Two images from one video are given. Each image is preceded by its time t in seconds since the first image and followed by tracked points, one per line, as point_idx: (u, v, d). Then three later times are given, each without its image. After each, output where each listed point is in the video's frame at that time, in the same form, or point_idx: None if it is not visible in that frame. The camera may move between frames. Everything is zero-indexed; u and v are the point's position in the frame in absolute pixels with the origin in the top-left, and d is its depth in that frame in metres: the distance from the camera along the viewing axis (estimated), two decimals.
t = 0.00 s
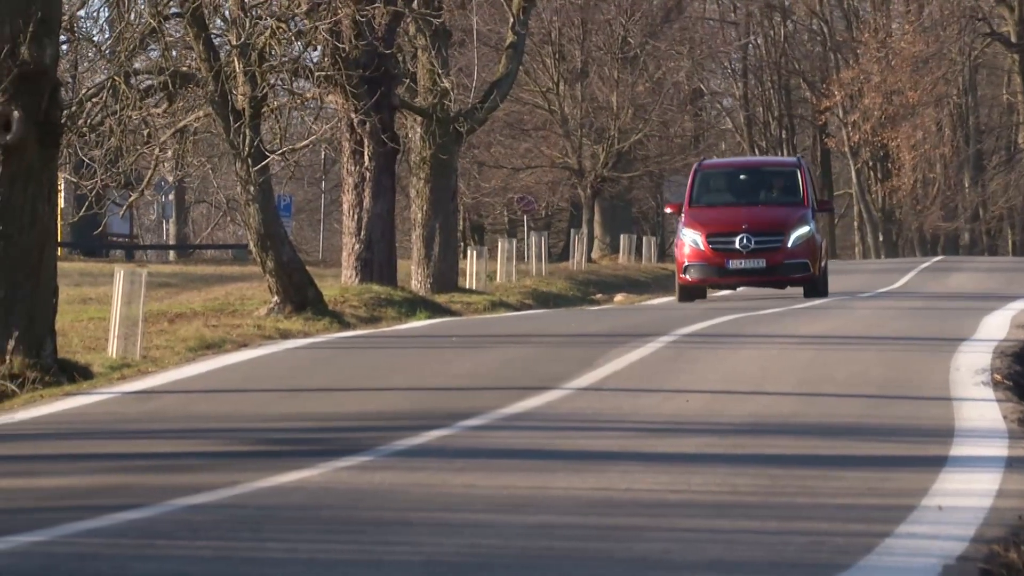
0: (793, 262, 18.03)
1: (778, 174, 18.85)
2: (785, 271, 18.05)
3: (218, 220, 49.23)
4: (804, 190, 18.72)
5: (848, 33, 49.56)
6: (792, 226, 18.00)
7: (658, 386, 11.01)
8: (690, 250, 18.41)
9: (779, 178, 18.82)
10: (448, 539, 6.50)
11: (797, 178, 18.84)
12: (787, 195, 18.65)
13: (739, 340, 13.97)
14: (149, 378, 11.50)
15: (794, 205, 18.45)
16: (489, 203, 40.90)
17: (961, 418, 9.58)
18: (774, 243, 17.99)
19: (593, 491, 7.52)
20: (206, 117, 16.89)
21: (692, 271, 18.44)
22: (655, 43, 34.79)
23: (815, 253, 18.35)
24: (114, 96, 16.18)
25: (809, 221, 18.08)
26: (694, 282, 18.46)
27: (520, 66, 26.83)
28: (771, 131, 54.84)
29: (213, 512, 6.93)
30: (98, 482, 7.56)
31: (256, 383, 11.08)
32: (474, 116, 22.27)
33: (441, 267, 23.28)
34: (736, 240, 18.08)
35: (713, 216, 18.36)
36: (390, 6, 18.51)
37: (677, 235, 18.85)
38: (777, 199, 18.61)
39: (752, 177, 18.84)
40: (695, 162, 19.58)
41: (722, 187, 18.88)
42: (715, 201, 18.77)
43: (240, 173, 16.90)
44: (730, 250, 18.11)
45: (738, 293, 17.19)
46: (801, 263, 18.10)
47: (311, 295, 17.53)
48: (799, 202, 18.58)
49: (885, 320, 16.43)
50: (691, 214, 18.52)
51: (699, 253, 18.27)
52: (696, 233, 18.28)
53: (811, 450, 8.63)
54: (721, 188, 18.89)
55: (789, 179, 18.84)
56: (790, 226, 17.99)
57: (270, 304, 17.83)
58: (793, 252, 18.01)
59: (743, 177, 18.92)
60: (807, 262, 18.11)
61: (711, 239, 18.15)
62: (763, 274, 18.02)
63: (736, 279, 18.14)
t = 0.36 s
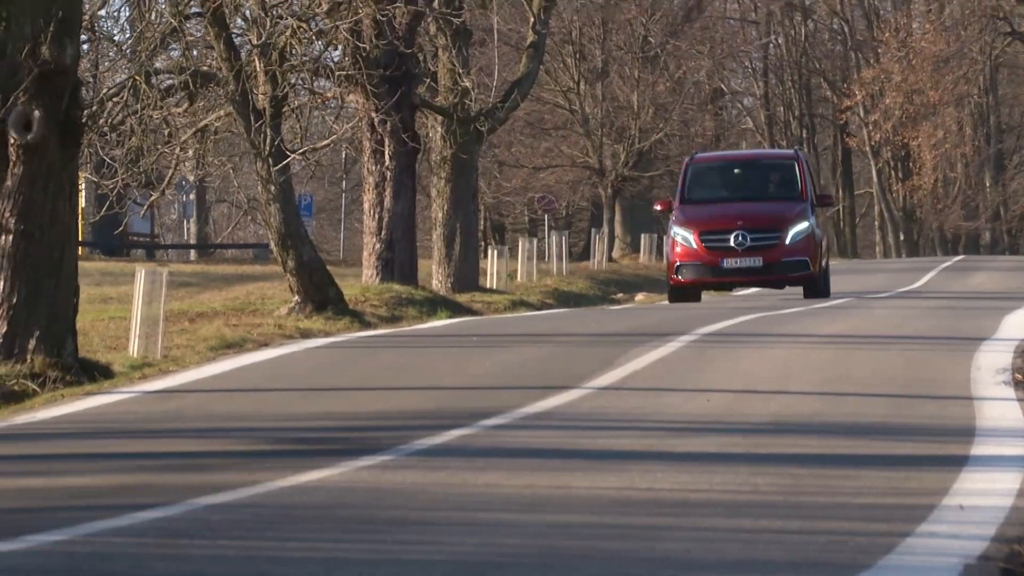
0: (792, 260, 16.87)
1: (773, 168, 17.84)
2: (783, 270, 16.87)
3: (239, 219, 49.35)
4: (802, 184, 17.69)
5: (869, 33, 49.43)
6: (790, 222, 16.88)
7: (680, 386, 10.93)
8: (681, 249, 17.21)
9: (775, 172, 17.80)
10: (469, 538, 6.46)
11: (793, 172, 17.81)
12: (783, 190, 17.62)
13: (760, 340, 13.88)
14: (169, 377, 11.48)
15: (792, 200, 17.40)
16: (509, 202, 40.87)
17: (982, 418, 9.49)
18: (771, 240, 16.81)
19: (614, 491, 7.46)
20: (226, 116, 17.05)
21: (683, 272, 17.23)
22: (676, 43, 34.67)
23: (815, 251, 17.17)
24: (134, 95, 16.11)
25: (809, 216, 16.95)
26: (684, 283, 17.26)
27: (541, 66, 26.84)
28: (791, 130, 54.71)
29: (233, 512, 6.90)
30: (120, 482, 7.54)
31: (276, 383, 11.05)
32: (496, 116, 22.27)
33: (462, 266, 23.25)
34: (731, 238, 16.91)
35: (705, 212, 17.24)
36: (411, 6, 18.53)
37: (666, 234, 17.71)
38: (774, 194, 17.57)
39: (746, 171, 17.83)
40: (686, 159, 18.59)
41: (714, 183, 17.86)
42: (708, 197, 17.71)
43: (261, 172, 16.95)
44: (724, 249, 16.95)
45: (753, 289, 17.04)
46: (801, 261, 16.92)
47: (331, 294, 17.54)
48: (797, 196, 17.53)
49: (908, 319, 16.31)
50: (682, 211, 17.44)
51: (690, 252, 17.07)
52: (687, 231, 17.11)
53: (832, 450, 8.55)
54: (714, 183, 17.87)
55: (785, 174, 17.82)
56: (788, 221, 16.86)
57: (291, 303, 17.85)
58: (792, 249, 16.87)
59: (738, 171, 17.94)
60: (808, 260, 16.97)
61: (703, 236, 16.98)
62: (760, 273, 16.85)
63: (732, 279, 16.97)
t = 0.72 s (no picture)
0: (795, 261, 17.10)
1: (777, 161, 17.99)
2: (785, 271, 17.11)
3: (266, 219, 49.41)
4: (806, 178, 17.87)
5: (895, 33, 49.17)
6: (792, 221, 17.11)
7: (707, 386, 10.87)
8: (679, 249, 17.38)
9: (778, 165, 17.95)
10: (496, 538, 6.42)
11: (797, 165, 17.97)
12: (787, 184, 17.80)
13: (787, 340, 13.79)
14: (197, 377, 11.49)
15: (794, 195, 17.60)
16: (536, 201, 40.82)
17: (1009, 418, 9.40)
18: (773, 240, 17.05)
19: (642, 491, 7.41)
20: (254, 117, 17.00)
21: (682, 272, 17.42)
22: (704, 43, 34.19)
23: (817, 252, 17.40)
24: (162, 95, 16.10)
25: (812, 216, 17.19)
26: (683, 283, 17.45)
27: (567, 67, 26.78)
28: (818, 129, 54.47)
29: (261, 512, 6.88)
30: (148, 482, 7.52)
31: (303, 383, 11.04)
32: (522, 116, 22.22)
33: (489, 266, 23.14)
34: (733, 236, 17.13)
35: (706, 208, 17.42)
36: (437, 6, 18.48)
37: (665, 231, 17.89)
38: (778, 188, 17.75)
39: (749, 165, 17.96)
40: (686, 150, 18.71)
41: (717, 176, 17.97)
42: (711, 191, 17.84)
43: (288, 172, 16.95)
44: (725, 248, 17.16)
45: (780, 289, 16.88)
46: (804, 261, 17.15)
47: (358, 294, 17.52)
48: (800, 191, 17.73)
49: (936, 319, 16.18)
50: (684, 207, 17.57)
51: (689, 252, 17.25)
52: (687, 230, 17.31)
53: (860, 449, 8.47)
54: (717, 176, 17.99)
55: (788, 167, 17.98)
56: (790, 220, 17.09)
57: (317, 303, 17.85)
58: (796, 249, 17.10)
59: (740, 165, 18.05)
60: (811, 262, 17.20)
61: (704, 235, 17.19)
62: (762, 274, 17.09)
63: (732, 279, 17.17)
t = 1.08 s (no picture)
0: (804, 261, 16.05)
1: (784, 156, 16.96)
2: (793, 272, 16.05)
3: (297, 217, 49.50)
4: (815, 173, 16.86)
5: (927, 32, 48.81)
6: (802, 218, 16.05)
7: (738, 386, 10.77)
8: (679, 248, 16.28)
9: (787, 160, 16.93)
10: (529, 537, 6.37)
11: (806, 160, 16.96)
12: (796, 180, 16.77)
13: (820, 339, 13.67)
14: (227, 377, 11.49)
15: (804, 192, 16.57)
16: (567, 199, 40.74)
17: None
18: (782, 239, 16.01)
19: (674, 490, 7.34)
20: (285, 115, 17.07)
21: (682, 273, 16.32)
22: (736, 41, 34.13)
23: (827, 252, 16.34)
24: (194, 95, 16.01)
25: (823, 213, 16.15)
26: (683, 284, 16.35)
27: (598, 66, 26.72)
28: (850, 128, 54.17)
29: (292, 511, 6.85)
30: (180, 481, 7.51)
31: (334, 382, 11.01)
32: (553, 116, 22.17)
33: (520, 265, 23.06)
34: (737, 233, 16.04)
35: (709, 204, 16.34)
36: (469, 5, 18.46)
37: (664, 228, 16.79)
38: (786, 184, 16.71)
39: (756, 159, 16.91)
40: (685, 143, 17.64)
41: (721, 170, 16.89)
42: (714, 186, 16.76)
43: (320, 171, 16.97)
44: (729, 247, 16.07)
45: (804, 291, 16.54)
46: (814, 261, 16.10)
47: (389, 293, 17.50)
48: (810, 187, 16.71)
49: (970, 318, 16.01)
50: (686, 203, 16.47)
51: (690, 250, 16.15)
52: (688, 227, 16.21)
53: (892, 449, 8.37)
54: (721, 170, 16.90)
55: (797, 162, 16.96)
56: (800, 217, 16.04)
57: (349, 303, 17.84)
58: (805, 249, 16.05)
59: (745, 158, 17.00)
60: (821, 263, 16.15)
61: (706, 233, 16.10)
62: (768, 275, 16.03)
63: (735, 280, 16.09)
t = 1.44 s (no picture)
0: (807, 261, 15.19)
1: (788, 146, 16.02)
2: (796, 273, 15.17)
3: (325, 217, 49.64)
4: (821, 166, 15.92)
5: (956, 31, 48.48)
6: (806, 216, 15.17)
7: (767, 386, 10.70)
8: (673, 245, 15.41)
9: (791, 151, 15.99)
10: (558, 536, 6.33)
11: (812, 151, 16.02)
12: (800, 172, 15.84)
13: (848, 339, 13.59)
14: (255, 377, 11.49)
15: (809, 186, 15.66)
16: (595, 199, 40.65)
17: None
18: (784, 236, 15.13)
19: (702, 490, 7.29)
20: (313, 116, 17.05)
21: (676, 272, 15.45)
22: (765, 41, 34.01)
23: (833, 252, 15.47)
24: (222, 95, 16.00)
25: (828, 210, 15.28)
26: (677, 283, 15.48)
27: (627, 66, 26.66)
28: (879, 128, 53.88)
29: (320, 510, 6.84)
30: (208, 481, 7.50)
31: (362, 382, 11.00)
32: (582, 116, 22.14)
33: (549, 265, 23.01)
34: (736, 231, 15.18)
35: (706, 198, 15.44)
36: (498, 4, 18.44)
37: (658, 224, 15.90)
38: (790, 177, 15.78)
39: (758, 150, 15.98)
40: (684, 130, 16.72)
41: (720, 161, 15.97)
42: (713, 179, 15.85)
43: (348, 171, 16.96)
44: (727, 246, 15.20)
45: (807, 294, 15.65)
46: (818, 261, 15.24)
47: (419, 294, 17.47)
48: (815, 180, 15.80)
49: (999, 318, 15.87)
50: (681, 196, 15.60)
51: (685, 248, 15.28)
52: (683, 222, 15.33)
53: (921, 448, 8.30)
54: (720, 161, 15.98)
55: (802, 153, 16.02)
56: (803, 214, 15.15)
57: (378, 302, 17.85)
58: (808, 248, 15.18)
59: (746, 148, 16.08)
60: (826, 263, 15.27)
61: (703, 228, 15.22)
62: (769, 275, 15.14)
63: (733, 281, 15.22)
